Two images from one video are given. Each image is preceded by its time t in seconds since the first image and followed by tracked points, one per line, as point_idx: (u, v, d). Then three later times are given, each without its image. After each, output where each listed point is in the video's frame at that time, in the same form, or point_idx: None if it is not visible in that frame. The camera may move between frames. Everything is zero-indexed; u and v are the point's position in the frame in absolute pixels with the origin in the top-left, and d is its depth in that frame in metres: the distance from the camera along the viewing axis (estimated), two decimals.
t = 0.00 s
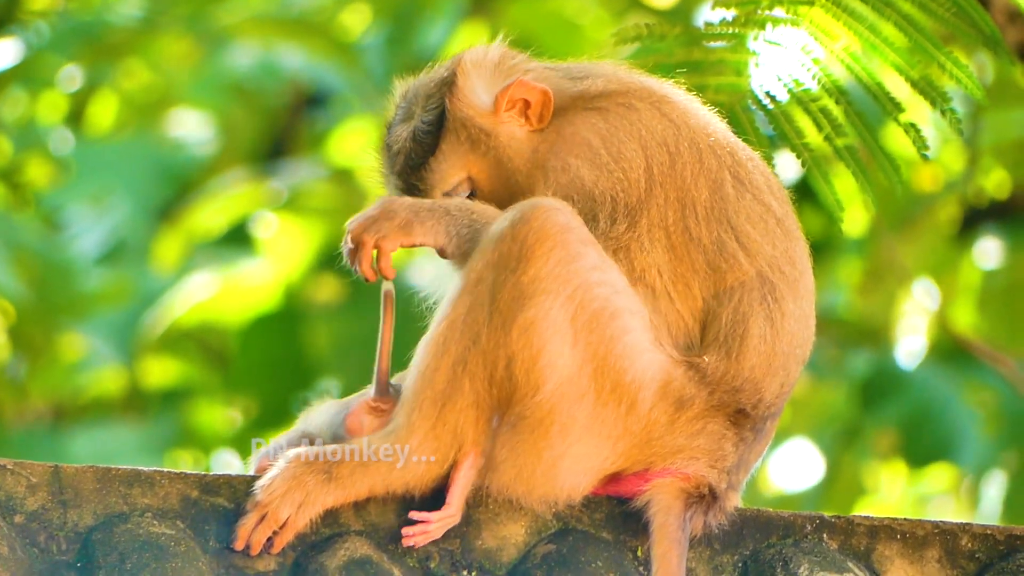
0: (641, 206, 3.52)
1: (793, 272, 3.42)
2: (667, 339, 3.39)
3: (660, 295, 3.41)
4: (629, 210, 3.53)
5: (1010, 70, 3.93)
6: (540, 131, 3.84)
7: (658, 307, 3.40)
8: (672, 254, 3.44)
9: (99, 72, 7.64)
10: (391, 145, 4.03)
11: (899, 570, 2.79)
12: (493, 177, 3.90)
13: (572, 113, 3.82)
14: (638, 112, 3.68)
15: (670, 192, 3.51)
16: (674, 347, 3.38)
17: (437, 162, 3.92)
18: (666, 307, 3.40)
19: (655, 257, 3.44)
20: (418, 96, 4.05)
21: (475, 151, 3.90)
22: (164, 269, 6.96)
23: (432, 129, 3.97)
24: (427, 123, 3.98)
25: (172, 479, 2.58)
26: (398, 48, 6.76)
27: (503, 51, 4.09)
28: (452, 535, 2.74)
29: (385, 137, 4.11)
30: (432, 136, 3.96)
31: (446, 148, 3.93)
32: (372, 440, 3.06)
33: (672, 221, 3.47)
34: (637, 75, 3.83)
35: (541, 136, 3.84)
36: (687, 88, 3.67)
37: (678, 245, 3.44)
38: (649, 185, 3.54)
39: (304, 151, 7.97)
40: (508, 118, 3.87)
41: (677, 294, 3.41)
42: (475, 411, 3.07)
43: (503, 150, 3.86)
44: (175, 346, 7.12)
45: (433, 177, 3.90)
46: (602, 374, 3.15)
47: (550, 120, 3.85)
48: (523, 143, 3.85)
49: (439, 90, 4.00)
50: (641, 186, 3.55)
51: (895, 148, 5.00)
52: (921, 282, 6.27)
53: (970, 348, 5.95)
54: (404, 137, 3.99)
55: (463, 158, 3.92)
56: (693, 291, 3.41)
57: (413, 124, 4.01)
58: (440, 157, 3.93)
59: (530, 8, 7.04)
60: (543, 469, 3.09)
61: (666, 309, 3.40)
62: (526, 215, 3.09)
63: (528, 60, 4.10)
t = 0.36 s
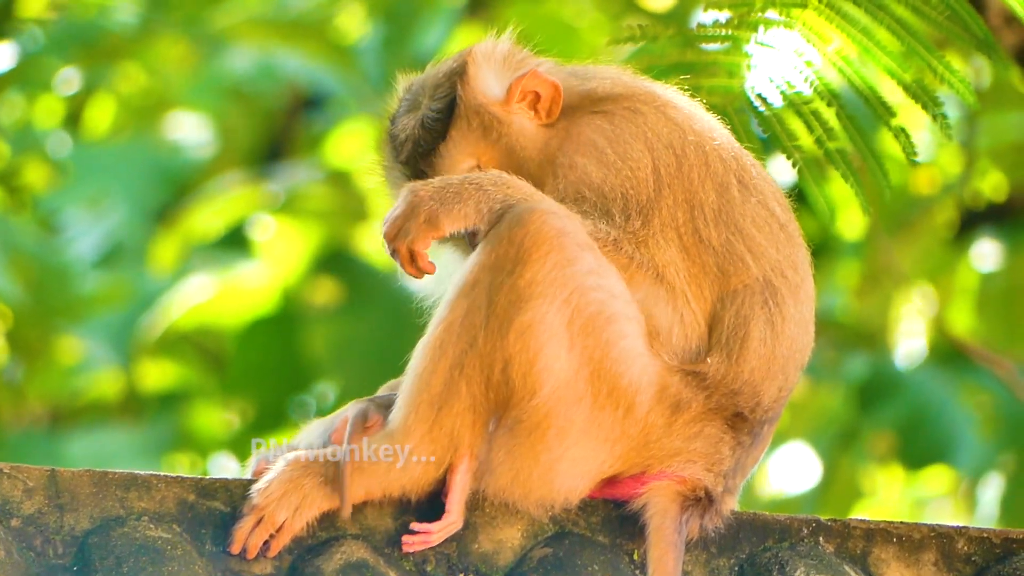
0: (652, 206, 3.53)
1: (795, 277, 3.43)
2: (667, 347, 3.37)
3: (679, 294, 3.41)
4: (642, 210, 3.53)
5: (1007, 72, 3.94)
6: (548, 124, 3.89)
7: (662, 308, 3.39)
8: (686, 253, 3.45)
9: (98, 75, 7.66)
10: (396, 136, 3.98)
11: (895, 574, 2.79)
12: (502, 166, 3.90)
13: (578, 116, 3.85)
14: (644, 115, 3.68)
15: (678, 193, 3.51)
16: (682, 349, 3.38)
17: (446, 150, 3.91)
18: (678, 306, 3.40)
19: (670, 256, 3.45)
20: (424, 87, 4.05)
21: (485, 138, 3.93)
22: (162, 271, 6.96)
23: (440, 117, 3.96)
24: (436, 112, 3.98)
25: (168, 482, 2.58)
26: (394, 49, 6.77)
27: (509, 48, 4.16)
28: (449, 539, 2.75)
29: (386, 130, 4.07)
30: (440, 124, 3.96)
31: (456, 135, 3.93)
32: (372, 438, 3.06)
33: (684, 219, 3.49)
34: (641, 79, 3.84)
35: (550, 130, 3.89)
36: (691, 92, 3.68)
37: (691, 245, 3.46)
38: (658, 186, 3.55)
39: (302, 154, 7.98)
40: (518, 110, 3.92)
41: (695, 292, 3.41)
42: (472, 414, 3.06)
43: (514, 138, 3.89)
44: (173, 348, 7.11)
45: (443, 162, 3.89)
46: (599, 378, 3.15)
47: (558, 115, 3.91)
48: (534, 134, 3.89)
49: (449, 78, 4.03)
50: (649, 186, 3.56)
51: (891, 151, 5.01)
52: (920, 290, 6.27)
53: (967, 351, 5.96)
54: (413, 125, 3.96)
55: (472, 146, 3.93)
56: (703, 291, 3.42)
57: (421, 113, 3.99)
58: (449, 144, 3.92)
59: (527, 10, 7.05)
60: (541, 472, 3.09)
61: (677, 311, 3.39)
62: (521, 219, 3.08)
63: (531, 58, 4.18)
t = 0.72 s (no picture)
0: (655, 209, 3.52)
1: (798, 279, 3.42)
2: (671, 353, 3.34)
3: (686, 297, 3.39)
4: (646, 213, 3.52)
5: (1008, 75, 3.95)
6: (544, 137, 3.86)
7: (666, 311, 3.37)
8: (692, 256, 3.44)
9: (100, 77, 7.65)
10: (395, 159, 4.07)
11: None
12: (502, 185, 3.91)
13: (577, 125, 3.82)
14: (644, 119, 3.69)
15: (682, 196, 3.51)
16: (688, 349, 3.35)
17: (445, 175, 3.97)
18: (684, 309, 3.37)
19: (676, 258, 3.44)
20: (420, 106, 4.10)
21: (483, 161, 3.94)
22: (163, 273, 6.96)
23: (436, 141, 4.03)
24: (433, 134, 4.04)
25: (171, 484, 2.58)
26: (396, 53, 6.79)
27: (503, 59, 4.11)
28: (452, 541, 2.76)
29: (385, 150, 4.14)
30: (437, 147, 4.03)
31: (455, 160, 3.97)
32: (374, 441, 3.05)
33: (689, 225, 3.48)
34: (638, 82, 3.84)
35: (547, 142, 3.86)
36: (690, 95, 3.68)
37: (697, 247, 3.45)
38: (662, 189, 3.54)
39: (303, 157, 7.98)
40: (514, 126, 3.89)
41: (703, 292, 3.40)
42: (474, 416, 3.06)
43: (511, 156, 3.88)
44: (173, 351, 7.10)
45: (443, 188, 3.96)
46: (601, 381, 3.15)
47: (555, 126, 3.88)
48: (531, 150, 3.87)
49: (442, 99, 4.04)
50: (652, 189, 3.55)
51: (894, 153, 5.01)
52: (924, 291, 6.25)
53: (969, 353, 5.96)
54: (410, 149, 4.04)
55: (471, 169, 3.96)
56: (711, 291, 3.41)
57: (418, 136, 4.06)
58: (447, 169, 3.98)
59: (529, 14, 7.05)
60: (542, 473, 3.09)
61: (683, 313, 3.38)
62: (524, 221, 3.07)
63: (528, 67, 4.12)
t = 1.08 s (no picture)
0: (657, 211, 3.53)
1: (798, 281, 3.44)
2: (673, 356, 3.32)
3: (696, 293, 3.37)
4: (648, 216, 3.53)
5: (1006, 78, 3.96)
6: (537, 143, 3.87)
7: (671, 304, 3.36)
8: (700, 254, 3.44)
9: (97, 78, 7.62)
10: (389, 166, 3.97)
11: None
12: (492, 193, 3.90)
13: (572, 133, 3.83)
14: (641, 122, 3.70)
15: (685, 196, 3.51)
16: (705, 344, 3.34)
17: (435, 183, 3.88)
18: (692, 303, 3.35)
19: (683, 256, 3.43)
20: (415, 112, 4.00)
21: (472, 168, 3.90)
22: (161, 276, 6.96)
23: (428, 148, 3.92)
24: (424, 142, 3.94)
25: (169, 486, 2.58)
26: (393, 55, 6.80)
27: (497, 64, 4.08)
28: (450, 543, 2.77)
29: (381, 159, 4.06)
30: (429, 155, 3.92)
31: (445, 168, 3.90)
32: (374, 441, 3.04)
33: (699, 222, 3.47)
34: (634, 85, 3.84)
35: (541, 149, 3.87)
36: (687, 97, 3.67)
37: (704, 245, 3.45)
38: (663, 191, 3.54)
39: (301, 160, 7.97)
40: (504, 133, 3.89)
41: (715, 287, 3.39)
42: (473, 418, 3.06)
43: (501, 164, 3.89)
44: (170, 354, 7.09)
45: (433, 198, 3.86)
46: (600, 384, 3.15)
47: (547, 132, 3.88)
48: (522, 157, 3.88)
49: (434, 106, 3.96)
50: (653, 192, 3.56)
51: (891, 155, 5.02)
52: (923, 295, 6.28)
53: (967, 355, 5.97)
54: (401, 157, 3.93)
55: (461, 177, 3.90)
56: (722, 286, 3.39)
57: (409, 144, 3.96)
58: (438, 177, 3.89)
59: (527, 16, 7.05)
60: (541, 476, 3.09)
61: (689, 305, 3.35)
62: (523, 222, 3.06)
63: (522, 72, 4.10)
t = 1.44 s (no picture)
0: (661, 205, 3.52)
1: (798, 281, 3.48)
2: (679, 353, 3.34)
3: (714, 273, 3.37)
4: (652, 210, 3.52)
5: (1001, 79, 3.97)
6: (533, 143, 3.87)
7: (692, 284, 3.35)
8: (712, 239, 3.43)
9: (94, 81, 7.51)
10: (389, 172, 3.98)
11: None
12: (491, 194, 3.88)
13: (569, 132, 3.85)
14: (638, 120, 3.70)
15: (689, 188, 3.50)
16: (742, 322, 3.32)
17: (433, 187, 3.87)
18: (712, 283, 3.35)
19: (695, 242, 3.42)
20: (410, 119, 4.00)
21: (469, 170, 3.87)
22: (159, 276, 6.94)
23: (424, 154, 3.92)
24: (420, 148, 3.93)
25: (167, 487, 2.58)
26: (392, 55, 6.81)
27: (490, 65, 4.08)
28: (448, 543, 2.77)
29: (382, 167, 4.06)
30: (425, 160, 3.91)
31: (443, 172, 3.88)
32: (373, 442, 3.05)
33: (711, 207, 3.47)
34: (630, 86, 3.85)
35: (537, 149, 3.87)
36: (684, 97, 3.68)
37: (716, 231, 3.44)
38: (665, 184, 3.54)
39: (298, 160, 7.97)
40: (500, 134, 3.88)
41: (733, 267, 3.40)
42: (470, 419, 3.05)
43: (497, 164, 3.86)
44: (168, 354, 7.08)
45: (433, 202, 3.85)
46: (598, 383, 3.15)
47: (543, 132, 3.88)
48: (519, 157, 3.87)
49: (429, 112, 3.95)
50: (654, 186, 3.56)
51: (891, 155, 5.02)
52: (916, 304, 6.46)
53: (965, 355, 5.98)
54: (400, 163, 3.94)
55: (458, 179, 3.88)
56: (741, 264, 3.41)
57: (406, 151, 3.96)
58: (436, 181, 3.88)
59: (526, 16, 7.07)
60: (539, 476, 3.09)
61: (708, 283, 3.35)
62: (520, 222, 3.06)
63: (515, 73, 4.11)
